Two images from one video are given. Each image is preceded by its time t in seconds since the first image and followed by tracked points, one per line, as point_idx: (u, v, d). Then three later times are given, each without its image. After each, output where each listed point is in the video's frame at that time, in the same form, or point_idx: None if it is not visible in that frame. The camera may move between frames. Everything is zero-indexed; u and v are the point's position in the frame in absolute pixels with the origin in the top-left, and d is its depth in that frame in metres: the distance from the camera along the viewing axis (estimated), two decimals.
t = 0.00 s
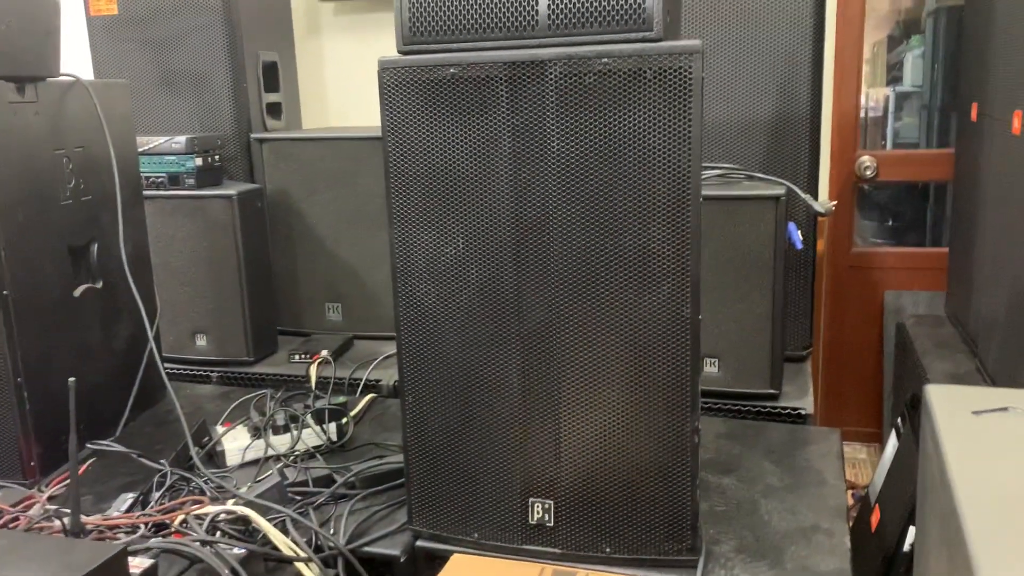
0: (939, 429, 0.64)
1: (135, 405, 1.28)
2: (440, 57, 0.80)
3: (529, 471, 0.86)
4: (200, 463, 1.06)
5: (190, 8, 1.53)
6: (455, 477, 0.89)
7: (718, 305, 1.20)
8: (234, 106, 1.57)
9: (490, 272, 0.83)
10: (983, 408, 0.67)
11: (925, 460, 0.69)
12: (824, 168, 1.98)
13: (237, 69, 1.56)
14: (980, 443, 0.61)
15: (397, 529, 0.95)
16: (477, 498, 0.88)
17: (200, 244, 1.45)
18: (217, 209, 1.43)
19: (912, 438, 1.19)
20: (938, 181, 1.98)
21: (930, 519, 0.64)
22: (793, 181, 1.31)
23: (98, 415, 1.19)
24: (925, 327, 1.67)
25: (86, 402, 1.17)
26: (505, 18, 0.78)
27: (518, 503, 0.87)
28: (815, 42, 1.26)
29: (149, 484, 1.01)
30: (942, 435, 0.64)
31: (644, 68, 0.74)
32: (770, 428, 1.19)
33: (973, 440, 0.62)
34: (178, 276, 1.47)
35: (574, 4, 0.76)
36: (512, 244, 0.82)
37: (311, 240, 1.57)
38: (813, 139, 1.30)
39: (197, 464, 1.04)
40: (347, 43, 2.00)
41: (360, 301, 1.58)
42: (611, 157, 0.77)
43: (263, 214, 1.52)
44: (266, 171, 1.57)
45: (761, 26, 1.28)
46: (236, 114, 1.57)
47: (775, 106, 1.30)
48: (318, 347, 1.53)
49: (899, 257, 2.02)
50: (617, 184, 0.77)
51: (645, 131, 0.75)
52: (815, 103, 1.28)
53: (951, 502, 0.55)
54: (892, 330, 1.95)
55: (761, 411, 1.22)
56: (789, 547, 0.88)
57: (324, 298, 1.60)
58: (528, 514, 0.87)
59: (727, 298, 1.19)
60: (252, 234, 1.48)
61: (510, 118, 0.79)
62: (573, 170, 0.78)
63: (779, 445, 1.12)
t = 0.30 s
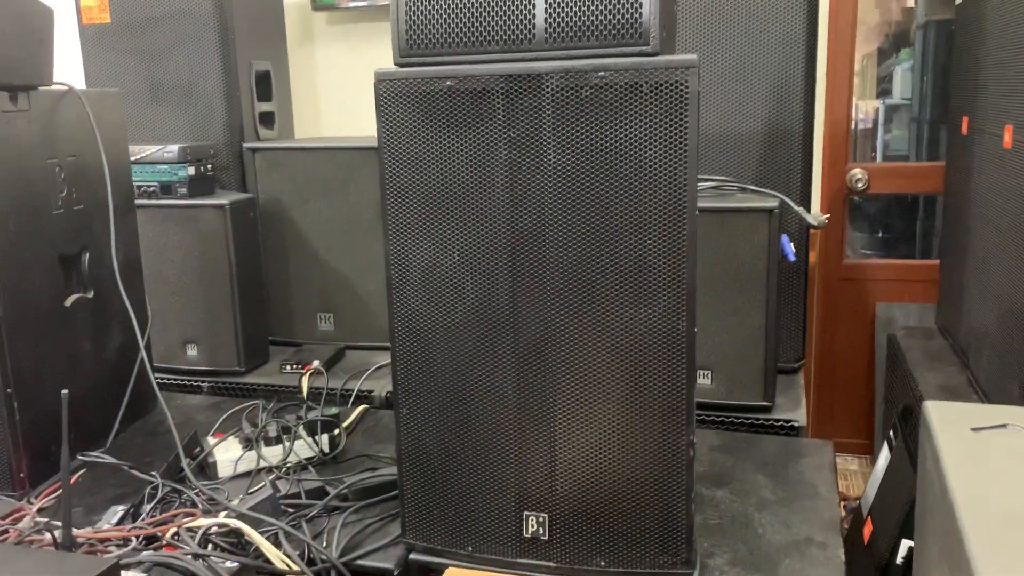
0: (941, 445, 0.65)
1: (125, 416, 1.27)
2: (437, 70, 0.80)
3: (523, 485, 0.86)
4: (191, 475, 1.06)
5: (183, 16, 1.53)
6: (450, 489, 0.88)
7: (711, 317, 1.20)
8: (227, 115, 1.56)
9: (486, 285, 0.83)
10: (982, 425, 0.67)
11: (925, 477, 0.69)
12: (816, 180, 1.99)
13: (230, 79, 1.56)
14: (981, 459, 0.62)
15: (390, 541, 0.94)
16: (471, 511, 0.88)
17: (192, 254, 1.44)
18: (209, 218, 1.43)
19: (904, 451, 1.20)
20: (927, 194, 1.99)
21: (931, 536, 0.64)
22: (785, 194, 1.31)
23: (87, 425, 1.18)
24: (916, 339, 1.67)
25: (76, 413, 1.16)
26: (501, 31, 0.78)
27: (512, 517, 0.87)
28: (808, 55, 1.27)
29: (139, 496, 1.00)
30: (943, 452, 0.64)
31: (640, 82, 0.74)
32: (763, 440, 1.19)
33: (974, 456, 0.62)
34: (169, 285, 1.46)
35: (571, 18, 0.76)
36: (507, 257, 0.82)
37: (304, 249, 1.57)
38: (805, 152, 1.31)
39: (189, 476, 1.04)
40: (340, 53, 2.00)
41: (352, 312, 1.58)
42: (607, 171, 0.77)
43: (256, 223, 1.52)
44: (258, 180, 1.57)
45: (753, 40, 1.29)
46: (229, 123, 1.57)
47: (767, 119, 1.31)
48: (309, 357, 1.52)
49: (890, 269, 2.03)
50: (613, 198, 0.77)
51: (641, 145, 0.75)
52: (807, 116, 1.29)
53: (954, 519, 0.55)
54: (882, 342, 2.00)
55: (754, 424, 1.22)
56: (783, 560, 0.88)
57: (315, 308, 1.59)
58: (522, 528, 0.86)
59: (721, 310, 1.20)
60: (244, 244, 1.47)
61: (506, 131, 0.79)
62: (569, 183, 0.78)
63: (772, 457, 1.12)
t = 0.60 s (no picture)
0: (931, 459, 0.65)
1: (118, 428, 1.26)
2: (432, 85, 0.80)
3: (517, 499, 0.86)
4: (183, 487, 1.05)
5: (179, 31, 1.54)
6: (444, 503, 0.89)
7: (705, 330, 1.21)
8: (222, 128, 1.57)
9: (481, 299, 0.83)
10: (973, 439, 0.68)
11: (916, 491, 0.69)
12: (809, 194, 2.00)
13: (225, 93, 1.57)
14: (971, 474, 0.62)
15: (384, 556, 0.94)
16: (466, 525, 0.88)
17: (186, 266, 1.44)
18: (203, 231, 1.43)
19: (896, 464, 1.20)
20: (918, 208, 2.01)
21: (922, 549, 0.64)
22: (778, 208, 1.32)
23: (80, 438, 1.18)
24: (908, 353, 1.68)
25: (69, 426, 1.15)
26: (497, 47, 0.79)
27: (507, 531, 0.87)
28: (799, 73, 1.29)
29: (132, 510, 0.99)
30: (934, 466, 0.64)
31: (634, 99, 0.75)
32: (756, 453, 1.19)
33: (964, 470, 0.63)
34: (163, 298, 1.46)
35: (566, 35, 0.77)
36: (502, 272, 0.82)
37: (298, 263, 1.57)
38: (797, 166, 1.32)
39: (182, 489, 1.03)
40: (335, 67, 2.01)
41: (346, 325, 1.58)
42: (602, 186, 0.78)
43: (250, 236, 1.52)
44: (252, 192, 1.57)
45: (745, 57, 1.30)
46: (224, 136, 1.57)
47: (760, 135, 1.32)
48: (303, 370, 1.52)
49: (882, 283, 2.04)
50: (607, 213, 0.78)
51: (636, 160, 0.76)
52: (799, 132, 1.30)
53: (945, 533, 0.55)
54: (875, 355, 2.01)
55: (747, 437, 1.23)
56: (776, 574, 0.88)
57: (309, 321, 1.59)
58: (516, 542, 0.86)
59: (715, 324, 1.20)
60: (239, 256, 1.48)
61: (502, 147, 0.79)
62: (564, 198, 0.79)
63: (765, 471, 1.13)
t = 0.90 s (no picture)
0: (917, 476, 0.66)
1: (112, 441, 1.26)
2: (428, 102, 0.81)
3: (510, 512, 0.86)
4: (177, 501, 1.05)
5: (177, 45, 1.55)
6: (438, 517, 0.89)
7: (698, 345, 1.21)
8: (219, 142, 1.58)
9: (475, 314, 0.84)
10: (958, 456, 0.69)
11: (902, 507, 0.70)
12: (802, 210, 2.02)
13: (222, 107, 1.58)
14: (956, 490, 0.63)
15: (377, 569, 0.94)
16: (458, 539, 0.88)
17: (181, 279, 1.45)
18: (199, 244, 1.44)
19: (887, 480, 1.21)
20: (910, 225, 2.02)
21: (908, 565, 0.65)
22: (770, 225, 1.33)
23: (73, 450, 1.18)
24: (899, 369, 1.69)
25: (63, 438, 1.15)
26: (493, 66, 0.80)
27: (499, 545, 0.87)
28: (791, 91, 1.30)
29: (124, 523, 0.99)
30: (920, 483, 0.65)
31: (627, 118, 0.76)
32: (749, 468, 1.20)
33: (949, 487, 0.63)
34: (158, 310, 1.46)
35: (561, 54, 0.78)
36: (496, 287, 0.83)
37: (293, 276, 1.58)
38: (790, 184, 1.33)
39: (175, 503, 1.03)
40: (333, 82, 2.03)
41: (340, 339, 1.58)
42: (595, 203, 0.78)
43: (246, 249, 1.52)
44: (248, 206, 1.58)
45: (739, 75, 1.32)
46: (221, 150, 1.58)
47: (753, 152, 1.34)
48: (297, 383, 1.52)
49: (875, 299, 2.05)
50: (600, 230, 0.79)
51: (628, 178, 0.77)
52: (791, 150, 1.31)
53: (931, 549, 0.56)
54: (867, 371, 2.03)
55: (740, 452, 1.24)
56: None
57: (304, 335, 1.60)
58: (509, 556, 0.87)
59: (708, 339, 1.21)
60: (234, 270, 1.48)
61: (497, 164, 0.80)
62: (558, 214, 0.80)
63: (757, 486, 1.13)
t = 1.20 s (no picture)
0: (909, 487, 0.66)
1: (108, 448, 1.26)
2: (429, 114, 0.82)
3: (506, 523, 0.86)
4: (173, 509, 1.05)
5: (179, 55, 1.56)
6: (433, 527, 0.89)
7: (694, 359, 1.22)
8: (219, 152, 1.59)
9: (473, 324, 0.84)
10: (950, 467, 0.69)
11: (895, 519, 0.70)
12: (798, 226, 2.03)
13: (222, 117, 1.59)
14: (948, 500, 0.63)
15: None
16: (454, 549, 0.89)
17: (179, 288, 1.45)
18: (198, 253, 1.44)
19: (881, 496, 1.21)
20: (905, 242, 2.04)
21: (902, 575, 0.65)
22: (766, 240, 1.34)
23: (69, 458, 1.18)
24: (894, 385, 1.70)
25: (59, 445, 1.15)
26: (493, 79, 0.81)
27: (494, 556, 0.87)
28: (788, 109, 1.32)
29: (121, 530, 0.99)
30: (913, 493, 0.65)
31: (626, 132, 0.77)
32: (743, 482, 1.20)
33: (941, 498, 0.64)
34: (155, 319, 1.47)
35: (561, 69, 0.79)
36: (495, 298, 0.83)
37: (291, 286, 1.58)
38: (786, 200, 1.34)
39: (172, 510, 1.03)
40: (333, 94, 2.04)
41: (336, 349, 1.59)
42: (594, 215, 0.79)
43: (244, 258, 1.53)
44: (247, 216, 1.58)
45: (736, 92, 1.33)
46: (220, 160, 1.59)
47: (750, 168, 1.35)
48: (294, 393, 1.53)
49: (870, 315, 2.06)
50: (599, 242, 0.79)
51: (626, 191, 0.78)
52: (787, 166, 1.33)
53: (923, 559, 0.57)
54: (862, 386, 2.03)
55: (735, 466, 1.24)
56: None
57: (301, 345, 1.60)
58: (504, 567, 0.87)
59: (704, 353, 1.22)
60: (232, 279, 1.49)
61: (496, 176, 0.81)
62: (556, 226, 0.80)
63: (752, 499, 1.14)
